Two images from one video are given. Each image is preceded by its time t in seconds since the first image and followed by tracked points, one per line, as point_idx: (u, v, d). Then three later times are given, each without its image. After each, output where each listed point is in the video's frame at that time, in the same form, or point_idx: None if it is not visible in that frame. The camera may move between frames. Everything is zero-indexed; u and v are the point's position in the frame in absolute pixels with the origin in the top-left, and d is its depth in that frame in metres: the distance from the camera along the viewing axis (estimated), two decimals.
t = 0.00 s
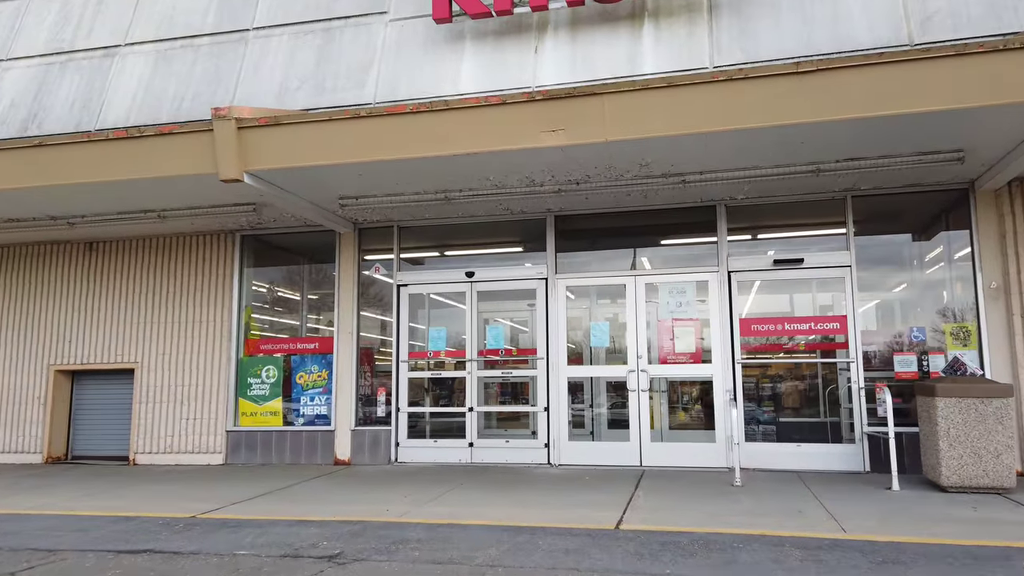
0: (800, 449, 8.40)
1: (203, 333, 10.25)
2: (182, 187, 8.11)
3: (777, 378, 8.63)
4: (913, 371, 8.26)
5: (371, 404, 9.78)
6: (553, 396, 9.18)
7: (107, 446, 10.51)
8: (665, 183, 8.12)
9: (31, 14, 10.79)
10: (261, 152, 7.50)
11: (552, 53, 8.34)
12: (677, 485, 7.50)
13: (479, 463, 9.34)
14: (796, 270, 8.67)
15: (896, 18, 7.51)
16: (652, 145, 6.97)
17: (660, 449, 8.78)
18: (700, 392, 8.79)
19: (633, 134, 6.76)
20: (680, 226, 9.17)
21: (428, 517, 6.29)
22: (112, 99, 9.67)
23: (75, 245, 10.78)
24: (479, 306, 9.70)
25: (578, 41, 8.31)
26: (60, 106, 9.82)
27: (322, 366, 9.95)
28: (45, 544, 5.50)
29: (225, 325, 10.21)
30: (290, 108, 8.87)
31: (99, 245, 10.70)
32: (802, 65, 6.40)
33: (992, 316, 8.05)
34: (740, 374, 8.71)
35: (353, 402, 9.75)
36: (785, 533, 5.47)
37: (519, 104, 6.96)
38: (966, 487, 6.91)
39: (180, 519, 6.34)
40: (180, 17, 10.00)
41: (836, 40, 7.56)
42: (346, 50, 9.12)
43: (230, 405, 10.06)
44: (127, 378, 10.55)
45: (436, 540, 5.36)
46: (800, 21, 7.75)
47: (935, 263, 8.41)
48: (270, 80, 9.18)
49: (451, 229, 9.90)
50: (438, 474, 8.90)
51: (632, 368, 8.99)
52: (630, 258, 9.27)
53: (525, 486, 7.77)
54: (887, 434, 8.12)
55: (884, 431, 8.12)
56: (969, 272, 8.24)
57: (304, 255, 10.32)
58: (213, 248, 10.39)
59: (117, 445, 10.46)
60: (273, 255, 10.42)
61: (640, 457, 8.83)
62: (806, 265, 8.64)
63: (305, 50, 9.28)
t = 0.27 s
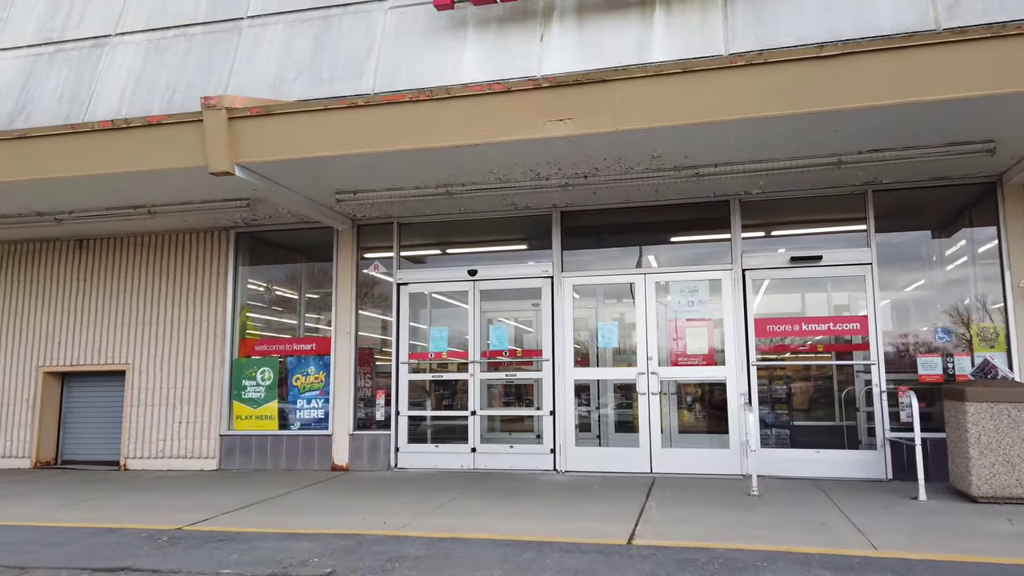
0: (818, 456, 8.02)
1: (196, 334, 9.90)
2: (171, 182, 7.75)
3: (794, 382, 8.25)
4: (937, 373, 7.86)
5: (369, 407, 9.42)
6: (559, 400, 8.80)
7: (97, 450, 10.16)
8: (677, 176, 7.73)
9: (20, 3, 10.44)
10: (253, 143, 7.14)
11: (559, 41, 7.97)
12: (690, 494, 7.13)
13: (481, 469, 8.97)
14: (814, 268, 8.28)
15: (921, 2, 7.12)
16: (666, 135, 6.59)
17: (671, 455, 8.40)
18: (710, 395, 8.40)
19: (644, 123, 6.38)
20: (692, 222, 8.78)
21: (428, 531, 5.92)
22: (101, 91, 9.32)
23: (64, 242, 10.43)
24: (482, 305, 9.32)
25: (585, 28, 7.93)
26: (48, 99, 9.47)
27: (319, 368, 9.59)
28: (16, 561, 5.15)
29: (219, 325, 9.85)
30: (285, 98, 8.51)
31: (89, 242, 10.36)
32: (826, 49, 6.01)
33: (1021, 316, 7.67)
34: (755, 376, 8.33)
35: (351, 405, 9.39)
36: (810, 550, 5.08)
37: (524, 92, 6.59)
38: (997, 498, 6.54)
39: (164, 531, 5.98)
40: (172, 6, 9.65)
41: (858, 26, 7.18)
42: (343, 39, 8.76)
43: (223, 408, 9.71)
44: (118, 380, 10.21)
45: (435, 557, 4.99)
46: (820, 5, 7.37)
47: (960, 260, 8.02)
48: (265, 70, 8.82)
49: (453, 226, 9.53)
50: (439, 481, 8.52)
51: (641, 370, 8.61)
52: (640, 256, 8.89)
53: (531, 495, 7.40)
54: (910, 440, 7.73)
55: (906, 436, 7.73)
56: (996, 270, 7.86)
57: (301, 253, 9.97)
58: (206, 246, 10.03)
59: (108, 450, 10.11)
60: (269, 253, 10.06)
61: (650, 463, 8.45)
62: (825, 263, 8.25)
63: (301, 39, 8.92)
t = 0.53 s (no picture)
0: (832, 458, 7.64)
1: (184, 331, 9.54)
2: (153, 170, 7.39)
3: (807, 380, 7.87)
4: (958, 371, 7.50)
5: (363, 407, 9.05)
6: (561, 399, 8.42)
7: (82, 451, 9.82)
8: (685, 164, 7.34)
9: None
10: (238, 128, 6.76)
11: (560, 21, 7.59)
12: (699, 498, 6.75)
13: (480, 471, 8.59)
14: (829, 261, 7.89)
15: None
16: (674, 118, 6.21)
17: (678, 457, 8.01)
18: (717, 394, 8.01)
19: (651, 104, 5.99)
20: (700, 213, 8.40)
21: (419, 539, 5.55)
22: (85, 78, 8.97)
23: (49, 236, 10.09)
24: (481, 301, 8.94)
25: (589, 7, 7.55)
26: (30, 86, 9.12)
27: (311, 366, 9.22)
28: None
29: (207, 322, 9.49)
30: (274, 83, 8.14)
31: (75, 236, 10.01)
32: (845, 24, 5.62)
33: None
34: (766, 374, 7.94)
35: (344, 405, 9.02)
36: (830, 562, 4.70)
37: (523, 72, 6.21)
38: None
39: (138, 539, 5.62)
40: None
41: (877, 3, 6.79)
42: (335, 22, 8.38)
43: (212, 408, 9.34)
44: (104, 379, 9.86)
45: (425, 568, 4.62)
46: None
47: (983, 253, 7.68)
48: (254, 55, 8.46)
49: (451, 218, 9.16)
50: (435, 483, 8.15)
51: (647, 368, 8.22)
52: (645, 248, 8.51)
53: (531, 499, 7.02)
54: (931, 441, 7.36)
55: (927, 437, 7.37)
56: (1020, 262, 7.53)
57: (295, 247, 9.61)
58: (195, 239, 9.67)
59: (94, 451, 9.76)
60: (260, 247, 9.71)
61: (656, 465, 8.06)
62: (840, 255, 7.86)
63: (292, 22, 8.55)
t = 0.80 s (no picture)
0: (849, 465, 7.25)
1: (171, 331, 9.17)
2: (133, 162, 7.02)
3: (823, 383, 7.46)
4: (984, 373, 7.09)
5: (356, 410, 8.68)
6: (564, 403, 8.03)
7: (67, 457, 9.44)
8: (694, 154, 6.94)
9: None
10: (221, 117, 6.39)
11: (562, 5, 7.20)
12: (711, 509, 6.36)
13: (479, 478, 8.20)
14: (845, 257, 7.50)
15: None
16: (684, 103, 5.81)
17: (687, 464, 7.62)
18: (727, 397, 7.62)
19: (659, 88, 5.59)
20: (709, 207, 8.01)
21: (411, 555, 5.17)
22: (66, 67, 8.60)
23: (33, 232, 9.73)
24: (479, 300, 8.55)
25: None
26: (10, 77, 8.75)
27: (303, 368, 8.85)
28: None
29: (195, 322, 9.12)
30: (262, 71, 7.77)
31: (59, 232, 9.65)
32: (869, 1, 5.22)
33: None
34: (780, 376, 7.54)
35: (337, 409, 8.65)
36: None
37: (523, 55, 5.82)
38: None
39: (110, 556, 5.24)
40: None
41: None
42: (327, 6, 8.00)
43: (200, 412, 8.97)
44: (89, 381, 9.49)
45: None
46: None
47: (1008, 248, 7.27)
48: (241, 42, 8.08)
49: (449, 213, 8.78)
50: (432, 491, 7.77)
51: (654, 370, 7.83)
52: (652, 244, 8.11)
53: (532, 510, 6.63)
54: (954, 447, 6.95)
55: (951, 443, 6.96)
56: None
57: (288, 244, 9.22)
58: (182, 236, 9.30)
59: (78, 456, 9.39)
60: (251, 244, 9.34)
61: (664, 472, 7.67)
62: (857, 252, 7.46)
63: (281, 8, 8.17)
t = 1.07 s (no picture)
0: (872, 468, 6.85)
1: (161, 327, 8.81)
2: (116, 148, 6.66)
3: (844, 381, 7.06)
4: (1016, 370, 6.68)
5: (352, 409, 8.30)
6: (570, 402, 7.64)
7: (53, 458, 9.09)
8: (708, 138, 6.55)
9: None
10: (206, 98, 6.02)
11: None
12: (728, 517, 5.98)
13: (481, 481, 7.82)
14: (867, 248, 7.10)
15: None
16: (699, 79, 5.42)
17: (700, 466, 7.23)
18: (740, 397, 7.24)
19: (673, 62, 5.20)
20: (723, 196, 7.62)
21: (407, 565, 4.79)
22: (50, 51, 8.25)
23: (18, 225, 9.38)
24: (481, 294, 8.16)
25: None
26: None
27: (297, 365, 8.48)
28: None
29: (186, 317, 8.76)
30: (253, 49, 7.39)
31: (45, 224, 9.30)
32: None
33: None
34: (798, 373, 7.15)
35: (333, 408, 8.28)
36: None
37: (526, 28, 5.44)
38: None
39: (83, 565, 4.88)
40: None
41: None
42: None
43: (191, 411, 8.61)
44: (76, 379, 9.13)
45: None
46: None
47: None
48: (232, 23, 7.71)
49: (449, 203, 8.40)
50: (431, 495, 7.39)
51: (665, 367, 7.44)
52: (662, 234, 7.71)
53: (537, 515, 6.25)
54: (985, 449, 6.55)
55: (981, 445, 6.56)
56: None
57: (283, 236, 8.86)
58: (172, 228, 8.94)
59: (65, 457, 9.04)
60: (244, 236, 8.98)
61: (677, 475, 7.28)
62: (880, 242, 7.06)
63: None
